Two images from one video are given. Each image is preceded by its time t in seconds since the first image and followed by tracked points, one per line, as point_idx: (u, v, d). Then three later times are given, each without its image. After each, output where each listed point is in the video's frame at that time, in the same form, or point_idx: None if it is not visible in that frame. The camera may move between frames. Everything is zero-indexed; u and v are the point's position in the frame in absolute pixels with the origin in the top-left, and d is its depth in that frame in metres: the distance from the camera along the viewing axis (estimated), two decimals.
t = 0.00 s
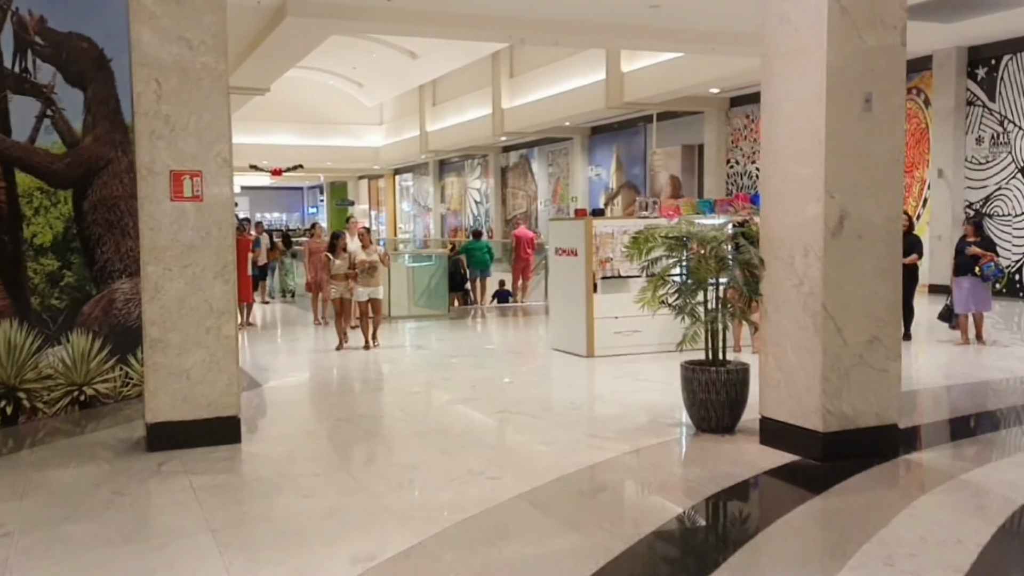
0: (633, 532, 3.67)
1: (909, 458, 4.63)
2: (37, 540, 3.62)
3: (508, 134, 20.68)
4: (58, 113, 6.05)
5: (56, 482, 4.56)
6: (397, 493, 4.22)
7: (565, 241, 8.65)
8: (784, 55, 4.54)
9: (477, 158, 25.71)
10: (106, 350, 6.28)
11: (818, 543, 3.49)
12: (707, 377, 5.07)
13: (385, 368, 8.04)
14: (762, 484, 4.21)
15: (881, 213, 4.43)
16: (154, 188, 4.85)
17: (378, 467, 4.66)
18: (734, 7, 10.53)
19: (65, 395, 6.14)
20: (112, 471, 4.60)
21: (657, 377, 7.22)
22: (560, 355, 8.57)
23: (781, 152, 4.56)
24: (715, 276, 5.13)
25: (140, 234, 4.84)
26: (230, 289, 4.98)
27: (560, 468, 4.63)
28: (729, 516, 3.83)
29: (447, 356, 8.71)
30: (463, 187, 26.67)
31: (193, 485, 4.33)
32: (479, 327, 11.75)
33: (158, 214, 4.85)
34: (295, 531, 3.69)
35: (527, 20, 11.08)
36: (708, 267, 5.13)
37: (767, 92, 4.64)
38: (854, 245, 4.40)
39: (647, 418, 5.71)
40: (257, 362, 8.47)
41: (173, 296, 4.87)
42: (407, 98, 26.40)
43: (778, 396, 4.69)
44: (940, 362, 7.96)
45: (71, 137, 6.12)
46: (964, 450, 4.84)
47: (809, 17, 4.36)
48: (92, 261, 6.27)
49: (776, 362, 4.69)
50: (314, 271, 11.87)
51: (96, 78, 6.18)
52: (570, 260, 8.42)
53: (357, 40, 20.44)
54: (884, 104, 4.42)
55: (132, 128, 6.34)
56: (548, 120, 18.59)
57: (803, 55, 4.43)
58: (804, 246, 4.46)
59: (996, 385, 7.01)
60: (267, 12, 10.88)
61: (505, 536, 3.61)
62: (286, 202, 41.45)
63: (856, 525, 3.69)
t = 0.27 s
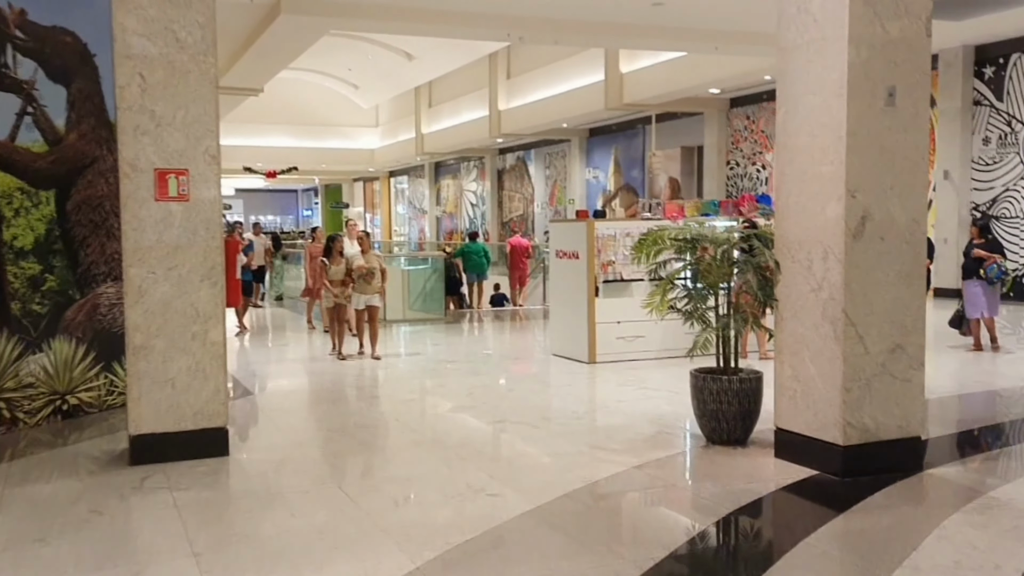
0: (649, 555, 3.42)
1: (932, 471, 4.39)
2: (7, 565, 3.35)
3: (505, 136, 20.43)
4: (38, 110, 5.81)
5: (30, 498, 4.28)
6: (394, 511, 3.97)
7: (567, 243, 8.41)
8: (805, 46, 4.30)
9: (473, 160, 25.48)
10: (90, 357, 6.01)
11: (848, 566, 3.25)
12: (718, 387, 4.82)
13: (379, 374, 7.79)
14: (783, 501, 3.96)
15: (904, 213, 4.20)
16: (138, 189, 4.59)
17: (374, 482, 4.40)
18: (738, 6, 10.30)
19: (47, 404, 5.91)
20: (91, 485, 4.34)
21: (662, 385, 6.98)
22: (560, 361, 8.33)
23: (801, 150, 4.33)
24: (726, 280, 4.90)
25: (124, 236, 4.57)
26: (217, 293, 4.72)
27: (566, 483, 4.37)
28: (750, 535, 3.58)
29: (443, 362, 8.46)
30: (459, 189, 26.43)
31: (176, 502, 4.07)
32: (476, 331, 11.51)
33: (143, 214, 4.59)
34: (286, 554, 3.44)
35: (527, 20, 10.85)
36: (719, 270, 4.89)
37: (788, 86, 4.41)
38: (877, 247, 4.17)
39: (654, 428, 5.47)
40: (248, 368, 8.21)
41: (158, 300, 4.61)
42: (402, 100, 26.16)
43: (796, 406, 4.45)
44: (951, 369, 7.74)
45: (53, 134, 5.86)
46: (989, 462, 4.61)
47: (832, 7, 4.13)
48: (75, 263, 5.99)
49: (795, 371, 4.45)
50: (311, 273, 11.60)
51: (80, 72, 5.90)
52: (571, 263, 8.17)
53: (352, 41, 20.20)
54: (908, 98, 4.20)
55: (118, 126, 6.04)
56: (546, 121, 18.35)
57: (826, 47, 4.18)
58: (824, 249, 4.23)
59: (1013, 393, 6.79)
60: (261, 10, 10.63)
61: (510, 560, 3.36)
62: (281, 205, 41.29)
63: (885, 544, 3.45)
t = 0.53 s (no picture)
0: None
1: (953, 489, 4.18)
2: None
3: (504, 138, 20.23)
4: (18, 110, 5.57)
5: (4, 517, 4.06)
6: (386, 534, 3.74)
7: (567, 247, 8.20)
8: (820, 43, 4.08)
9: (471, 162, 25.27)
10: (72, 366, 5.78)
11: None
12: (728, 399, 4.60)
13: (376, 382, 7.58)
14: (798, 522, 3.74)
15: (925, 218, 4.00)
16: (119, 192, 4.37)
17: (365, 500, 4.18)
18: (743, 7, 10.08)
19: (27, 416, 5.62)
20: (67, 503, 4.12)
21: (666, 394, 6.76)
22: (561, 368, 8.12)
23: (816, 152, 4.12)
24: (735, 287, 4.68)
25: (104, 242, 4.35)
26: (202, 300, 4.50)
27: (568, 501, 4.15)
28: (767, 560, 3.35)
29: (440, 369, 8.25)
30: (457, 191, 26.22)
31: (156, 523, 3.84)
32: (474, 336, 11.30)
33: (124, 219, 4.37)
34: None
35: (527, 22, 10.63)
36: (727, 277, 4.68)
37: (801, 85, 4.20)
38: (896, 255, 3.96)
39: (660, 440, 5.25)
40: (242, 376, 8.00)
41: (139, 308, 4.39)
42: (400, 102, 25.95)
43: (811, 420, 4.23)
44: (963, 377, 7.53)
45: (35, 136, 5.61)
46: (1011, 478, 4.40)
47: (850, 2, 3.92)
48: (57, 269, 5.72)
49: (811, 383, 4.23)
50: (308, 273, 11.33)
51: (65, 72, 5.64)
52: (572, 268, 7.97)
53: (349, 43, 20.04)
54: (929, 97, 3.99)
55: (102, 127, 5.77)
56: (545, 123, 18.16)
57: (844, 43, 3.96)
58: (840, 256, 4.02)
59: None
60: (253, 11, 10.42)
61: None
62: (279, 207, 41.09)
63: (910, 571, 3.23)
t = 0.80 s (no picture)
0: None
1: (976, 511, 3.96)
2: None
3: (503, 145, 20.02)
4: None
5: None
6: (375, 562, 3.50)
7: (567, 255, 7.97)
8: (837, 38, 3.86)
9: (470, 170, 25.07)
10: (52, 378, 5.45)
11: None
12: (737, 415, 4.36)
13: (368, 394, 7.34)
14: (815, 548, 3.50)
15: (947, 223, 3.78)
16: (96, 196, 4.14)
17: (352, 525, 3.94)
18: (747, 10, 9.88)
19: (3, 429, 5.35)
20: (38, 526, 3.88)
21: (669, 407, 6.53)
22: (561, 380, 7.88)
23: (832, 153, 3.89)
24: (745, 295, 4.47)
25: (79, 249, 4.12)
26: (183, 310, 4.26)
27: (569, 525, 3.90)
28: None
29: (437, 381, 8.01)
30: (457, 199, 26.00)
31: (128, 550, 3.60)
32: (472, 347, 11.07)
33: (101, 225, 4.14)
34: None
35: (528, 26, 10.39)
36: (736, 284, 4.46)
37: (816, 83, 3.97)
38: (917, 262, 3.75)
39: (665, 458, 5.02)
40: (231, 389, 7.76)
41: (116, 320, 4.16)
42: (399, 109, 25.75)
43: (827, 436, 3.99)
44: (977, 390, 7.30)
45: (15, 139, 5.35)
46: None
47: None
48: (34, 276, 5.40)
49: (828, 399, 3.99)
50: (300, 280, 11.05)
51: (45, 72, 5.29)
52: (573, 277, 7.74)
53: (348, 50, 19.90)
54: (951, 95, 3.78)
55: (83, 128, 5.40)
56: (545, 130, 17.95)
57: (864, 37, 3.74)
58: (859, 264, 3.79)
59: None
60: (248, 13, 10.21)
61: None
62: (277, 216, 40.88)
63: None
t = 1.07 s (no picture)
0: None
1: (1000, 543, 3.75)
2: None
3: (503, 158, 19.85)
4: None
5: None
6: None
7: (568, 269, 7.77)
8: (855, 46, 3.67)
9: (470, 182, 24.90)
10: (32, 397, 5.20)
11: None
12: (748, 441, 4.14)
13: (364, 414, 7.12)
14: None
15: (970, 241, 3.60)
16: (74, 211, 3.93)
17: (340, 559, 3.72)
18: (751, 21, 9.72)
19: None
20: (9, 560, 3.66)
21: (674, 428, 6.31)
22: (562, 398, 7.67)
23: (850, 167, 3.70)
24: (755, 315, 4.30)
25: (55, 267, 3.91)
26: (165, 331, 4.06)
27: (571, 559, 3.68)
28: None
29: (434, 399, 7.80)
30: (456, 212, 25.83)
31: None
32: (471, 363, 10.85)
33: (79, 241, 3.94)
34: None
35: (531, 38, 10.19)
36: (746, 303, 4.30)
37: (832, 93, 3.79)
38: (939, 282, 3.55)
39: (671, 484, 4.81)
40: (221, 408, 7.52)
41: (94, 341, 3.96)
42: (398, 121, 25.61)
43: (843, 465, 3.79)
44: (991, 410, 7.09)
45: None
46: None
47: None
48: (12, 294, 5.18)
49: (845, 425, 3.79)
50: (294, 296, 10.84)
51: (27, 83, 5.08)
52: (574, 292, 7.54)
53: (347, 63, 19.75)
54: (975, 106, 3.60)
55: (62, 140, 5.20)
56: (544, 143, 17.78)
57: (884, 45, 3.55)
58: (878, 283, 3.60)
59: None
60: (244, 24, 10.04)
61: None
62: (275, 228, 40.70)
63: None
